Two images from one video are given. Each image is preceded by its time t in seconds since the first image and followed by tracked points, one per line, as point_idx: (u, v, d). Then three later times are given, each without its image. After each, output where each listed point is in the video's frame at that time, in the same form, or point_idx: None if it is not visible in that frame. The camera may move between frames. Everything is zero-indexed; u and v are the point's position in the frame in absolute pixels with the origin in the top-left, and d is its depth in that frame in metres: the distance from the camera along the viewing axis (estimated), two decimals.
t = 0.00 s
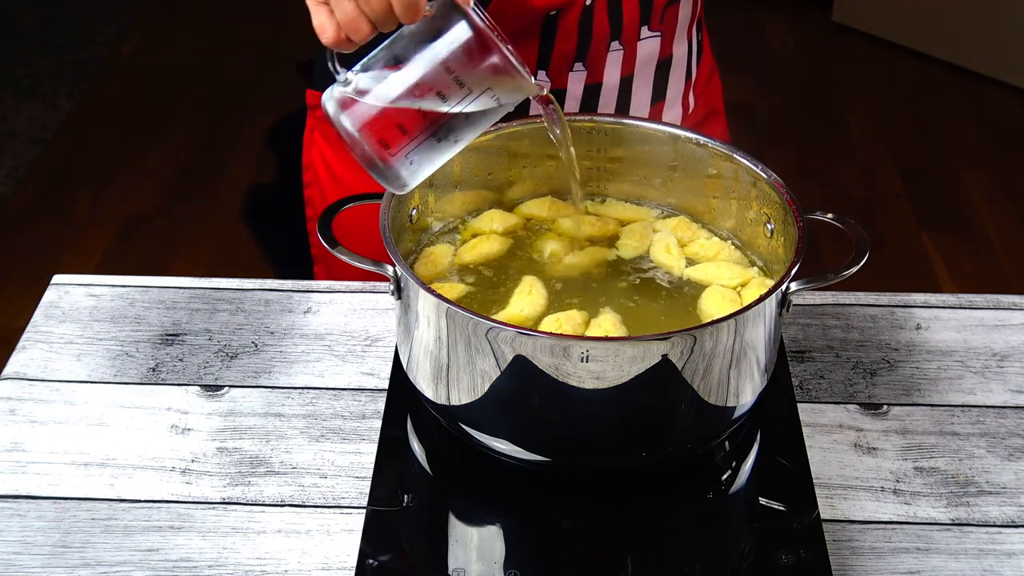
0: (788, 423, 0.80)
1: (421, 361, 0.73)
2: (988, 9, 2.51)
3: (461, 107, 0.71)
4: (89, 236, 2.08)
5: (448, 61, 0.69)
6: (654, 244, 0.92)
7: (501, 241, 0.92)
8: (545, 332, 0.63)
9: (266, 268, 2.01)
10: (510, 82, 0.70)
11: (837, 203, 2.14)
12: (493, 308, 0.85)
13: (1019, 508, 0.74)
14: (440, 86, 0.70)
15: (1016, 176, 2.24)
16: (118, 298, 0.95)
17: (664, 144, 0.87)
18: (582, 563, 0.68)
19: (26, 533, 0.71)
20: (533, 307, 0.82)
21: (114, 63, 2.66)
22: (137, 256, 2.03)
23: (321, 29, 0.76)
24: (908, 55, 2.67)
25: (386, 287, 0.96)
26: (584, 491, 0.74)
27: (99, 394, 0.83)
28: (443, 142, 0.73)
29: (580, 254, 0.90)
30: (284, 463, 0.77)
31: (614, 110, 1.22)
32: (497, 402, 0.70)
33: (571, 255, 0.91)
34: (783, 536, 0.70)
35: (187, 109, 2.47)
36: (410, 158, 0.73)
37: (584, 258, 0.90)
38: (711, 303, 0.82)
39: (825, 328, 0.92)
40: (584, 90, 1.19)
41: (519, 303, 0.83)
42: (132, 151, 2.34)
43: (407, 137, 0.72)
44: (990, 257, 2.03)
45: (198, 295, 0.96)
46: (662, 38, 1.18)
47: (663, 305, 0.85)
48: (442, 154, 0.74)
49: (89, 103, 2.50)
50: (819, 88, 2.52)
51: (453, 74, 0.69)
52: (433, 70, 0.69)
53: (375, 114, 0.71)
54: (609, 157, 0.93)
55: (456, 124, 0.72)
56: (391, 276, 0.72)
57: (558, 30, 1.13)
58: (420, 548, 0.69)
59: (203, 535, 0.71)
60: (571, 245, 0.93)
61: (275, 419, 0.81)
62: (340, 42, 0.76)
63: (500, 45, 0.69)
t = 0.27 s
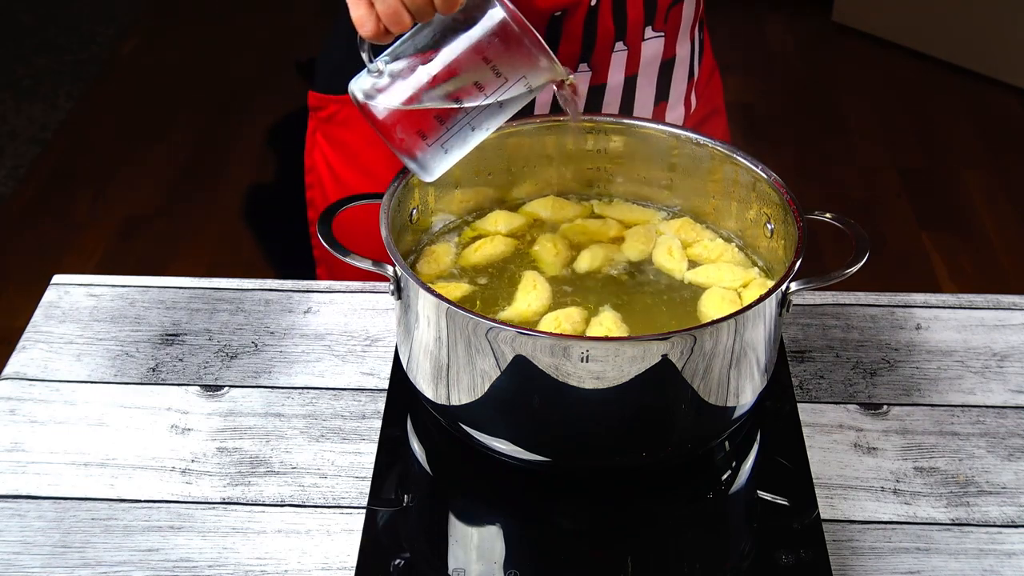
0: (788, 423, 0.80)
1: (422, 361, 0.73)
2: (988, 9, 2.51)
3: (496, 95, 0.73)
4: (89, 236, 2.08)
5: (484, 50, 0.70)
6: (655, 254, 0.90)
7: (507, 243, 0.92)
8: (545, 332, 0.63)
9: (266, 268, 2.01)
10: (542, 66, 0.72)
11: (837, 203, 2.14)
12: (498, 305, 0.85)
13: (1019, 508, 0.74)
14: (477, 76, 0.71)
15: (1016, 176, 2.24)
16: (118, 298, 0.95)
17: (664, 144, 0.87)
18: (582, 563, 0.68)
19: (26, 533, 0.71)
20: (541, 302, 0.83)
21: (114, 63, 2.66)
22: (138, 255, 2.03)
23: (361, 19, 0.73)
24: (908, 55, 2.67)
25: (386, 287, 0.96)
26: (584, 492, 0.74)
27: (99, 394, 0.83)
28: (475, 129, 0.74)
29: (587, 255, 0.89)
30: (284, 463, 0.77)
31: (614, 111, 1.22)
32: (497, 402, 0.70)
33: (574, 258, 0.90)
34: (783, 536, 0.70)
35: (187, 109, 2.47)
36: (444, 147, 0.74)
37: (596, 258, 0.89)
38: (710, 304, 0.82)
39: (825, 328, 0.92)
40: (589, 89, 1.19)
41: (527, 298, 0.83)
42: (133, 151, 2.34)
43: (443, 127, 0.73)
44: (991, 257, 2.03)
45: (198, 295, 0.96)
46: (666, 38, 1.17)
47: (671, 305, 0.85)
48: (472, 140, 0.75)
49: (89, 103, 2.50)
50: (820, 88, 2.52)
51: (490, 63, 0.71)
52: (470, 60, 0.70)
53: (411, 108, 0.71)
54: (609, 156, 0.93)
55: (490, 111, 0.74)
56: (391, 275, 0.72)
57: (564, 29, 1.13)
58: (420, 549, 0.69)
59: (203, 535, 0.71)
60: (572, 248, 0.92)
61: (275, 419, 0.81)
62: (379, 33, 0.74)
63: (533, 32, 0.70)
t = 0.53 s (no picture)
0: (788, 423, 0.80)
1: (422, 361, 0.73)
2: (988, 9, 2.51)
3: (528, 102, 0.71)
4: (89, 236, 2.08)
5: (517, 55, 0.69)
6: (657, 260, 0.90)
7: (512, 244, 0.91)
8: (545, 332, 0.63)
9: (266, 268, 2.01)
10: (576, 73, 0.71)
11: (837, 203, 2.14)
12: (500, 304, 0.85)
13: (1019, 508, 0.74)
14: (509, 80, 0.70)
15: (1016, 176, 2.24)
16: (118, 298, 0.95)
17: (663, 144, 0.87)
18: (582, 563, 0.68)
19: (26, 533, 0.71)
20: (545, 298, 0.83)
21: (114, 63, 2.66)
22: (138, 255, 2.03)
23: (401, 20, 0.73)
24: (908, 55, 2.67)
25: (386, 287, 0.96)
26: (584, 492, 0.74)
27: (99, 394, 0.83)
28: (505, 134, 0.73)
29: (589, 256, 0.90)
30: (284, 463, 0.77)
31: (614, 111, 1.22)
32: (497, 402, 0.70)
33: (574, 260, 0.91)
34: (783, 536, 0.70)
35: (187, 109, 2.47)
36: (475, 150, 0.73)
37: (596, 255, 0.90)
38: (708, 306, 0.82)
39: (825, 328, 0.92)
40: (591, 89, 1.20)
41: (531, 295, 0.83)
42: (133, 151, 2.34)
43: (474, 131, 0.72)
44: (991, 257, 2.03)
45: (198, 295, 0.96)
46: (668, 38, 1.18)
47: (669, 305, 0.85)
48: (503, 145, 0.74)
49: (89, 103, 2.50)
50: (820, 88, 2.52)
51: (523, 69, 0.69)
52: (503, 64, 0.69)
53: (441, 111, 0.71)
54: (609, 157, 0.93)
55: (521, 116, 0.72)
56: (391, 275, 0.72)
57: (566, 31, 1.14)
58: (420, 549, 0.69)
59: (203, 535, 0.71)
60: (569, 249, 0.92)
61: (275, 419, 0.81)
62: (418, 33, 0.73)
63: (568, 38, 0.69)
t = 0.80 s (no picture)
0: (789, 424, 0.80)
1: (422, 362, 0.73)
2: (988, 9, 2.51)
3: (590, 123, 0.69)
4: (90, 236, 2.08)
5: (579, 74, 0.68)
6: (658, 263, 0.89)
7: (514, 249, 0.91)
8: (545, 332, 0.63)
9: (266, 268, 2.01)
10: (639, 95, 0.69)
11: (837, 203, 2.15)
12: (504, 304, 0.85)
13: (1019, 508, 0.74)
14: (571, 100, 0.68)
15: (1016, 176, 2.24)
16: (118, 298, 0.95)
17: (662, 144, 0.87)
18: (582, 563, 0.68)
19: (26, 533, 0.71)
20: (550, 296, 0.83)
21: (114, 63, 2.66)
22: (138, 255, 2.03)
23: (460, 47, 0.68)
24: (908, 55, 2.67)
25: (386, 287, 0.96)
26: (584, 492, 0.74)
27: (99, 394, 0.83)
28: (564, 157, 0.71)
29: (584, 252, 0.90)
30: (284, 462, 0.77)
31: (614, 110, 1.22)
32: (497, 402, 0.70)
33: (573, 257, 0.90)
34: (783, 536, 0.70)
35: (187, 109, 2.47)
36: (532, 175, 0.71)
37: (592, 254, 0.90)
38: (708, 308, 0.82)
39: (825, 328, 0.92)
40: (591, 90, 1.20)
41: (537, 294, 0.84)
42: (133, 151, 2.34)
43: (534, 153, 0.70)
44: (990, 257, 2.03)
45: (198, 295, 0.96)
46: (668, 38, 1.18)
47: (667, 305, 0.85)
48: (565, 170, 0.72)
49: (89, 103, 2.50)
50: (820, 88, 2.52)
51: (584, 88, 0.68)
52: (564, 83, 0.68)
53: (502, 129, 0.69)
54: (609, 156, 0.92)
55: (583, 140, 0.70)
56: (391, 276, 0.72)
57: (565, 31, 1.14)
58: (420, 549, 0.69)
59: (203, 535, 0.71)
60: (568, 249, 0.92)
61: (275, 419, 0.81)
62: (476, 59, 0.69)
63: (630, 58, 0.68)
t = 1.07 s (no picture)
0: (789, 424, 0.80)
1: (422, 361, 0.73)
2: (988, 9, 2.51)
3: (622, 176, 0.68)
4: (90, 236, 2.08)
5: (615, 124, 0.67)
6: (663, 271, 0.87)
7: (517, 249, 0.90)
8: (545, 332, 0.63)
9: (266, 268, 2.01)
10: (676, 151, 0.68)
11: (837, 203, 2.14)
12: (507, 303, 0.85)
13: (1019, 508, 0.74)
14: (603, 150, 0.67)
15: (1016, 176, 2.24)
16: (118, 298, 0.95)
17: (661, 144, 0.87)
18: (582, 563, 0.68)
19: (26, 533, 0.71)
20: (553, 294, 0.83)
21: (114, 63, 2.66)
22: (138, 255, 2.03)
23: (493, 87, 0.71)
24: (908, 55, 2.67)
25: (387, 287, 0.96)
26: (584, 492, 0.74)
27: (99, 394, 0.83)
28: (597, 210, 0.69)
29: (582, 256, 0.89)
30: (284, 462, 0.77)
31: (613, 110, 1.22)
32: (497, 402, 0.70)
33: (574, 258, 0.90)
34: (783, 536, 0.70)
35: (187, 108, 2.47)
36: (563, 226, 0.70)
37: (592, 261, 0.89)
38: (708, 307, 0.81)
39: (825, 328, 0.92)
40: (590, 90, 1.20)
41: (540, 291, 0.84)
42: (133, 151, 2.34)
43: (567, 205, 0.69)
44: (990, 257, 2.03)
45: (198, 295, 0.96)
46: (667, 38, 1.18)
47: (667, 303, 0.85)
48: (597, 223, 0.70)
49: (89, 103, 2.50)
50: (820, 88, 2.52)
51: (618, 139, 0.67)
52: (598, 133, 0.67)
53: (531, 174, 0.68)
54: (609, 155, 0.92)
55: (617, 195, 0.69)
56: (391, 276, 0.72)
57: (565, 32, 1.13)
58: (420, 549, 0.69)
59: (203, 535, 0.71)
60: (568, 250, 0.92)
61: (275, 419, 0.81)
62: (509, 97, 0.72)
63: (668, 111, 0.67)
